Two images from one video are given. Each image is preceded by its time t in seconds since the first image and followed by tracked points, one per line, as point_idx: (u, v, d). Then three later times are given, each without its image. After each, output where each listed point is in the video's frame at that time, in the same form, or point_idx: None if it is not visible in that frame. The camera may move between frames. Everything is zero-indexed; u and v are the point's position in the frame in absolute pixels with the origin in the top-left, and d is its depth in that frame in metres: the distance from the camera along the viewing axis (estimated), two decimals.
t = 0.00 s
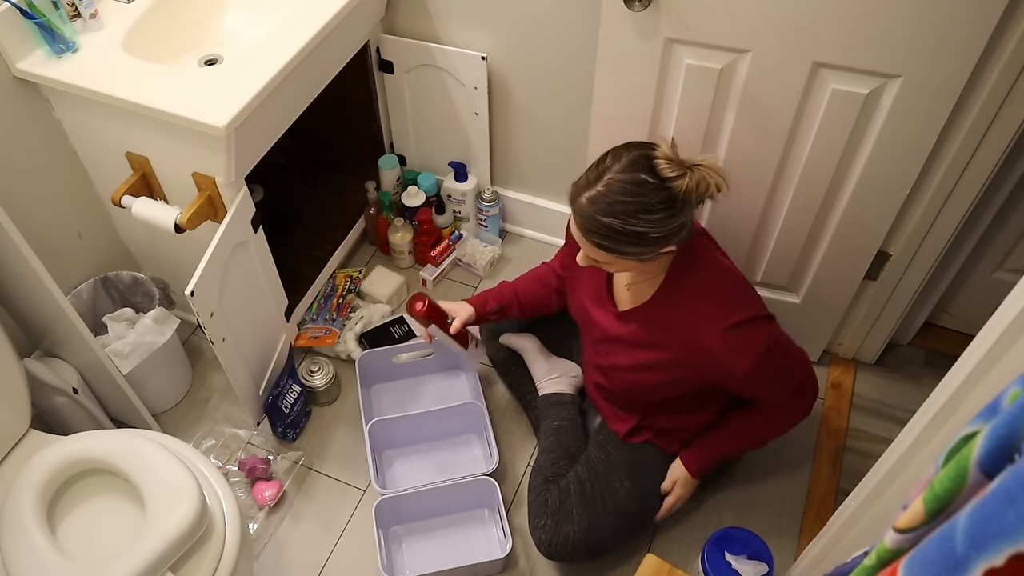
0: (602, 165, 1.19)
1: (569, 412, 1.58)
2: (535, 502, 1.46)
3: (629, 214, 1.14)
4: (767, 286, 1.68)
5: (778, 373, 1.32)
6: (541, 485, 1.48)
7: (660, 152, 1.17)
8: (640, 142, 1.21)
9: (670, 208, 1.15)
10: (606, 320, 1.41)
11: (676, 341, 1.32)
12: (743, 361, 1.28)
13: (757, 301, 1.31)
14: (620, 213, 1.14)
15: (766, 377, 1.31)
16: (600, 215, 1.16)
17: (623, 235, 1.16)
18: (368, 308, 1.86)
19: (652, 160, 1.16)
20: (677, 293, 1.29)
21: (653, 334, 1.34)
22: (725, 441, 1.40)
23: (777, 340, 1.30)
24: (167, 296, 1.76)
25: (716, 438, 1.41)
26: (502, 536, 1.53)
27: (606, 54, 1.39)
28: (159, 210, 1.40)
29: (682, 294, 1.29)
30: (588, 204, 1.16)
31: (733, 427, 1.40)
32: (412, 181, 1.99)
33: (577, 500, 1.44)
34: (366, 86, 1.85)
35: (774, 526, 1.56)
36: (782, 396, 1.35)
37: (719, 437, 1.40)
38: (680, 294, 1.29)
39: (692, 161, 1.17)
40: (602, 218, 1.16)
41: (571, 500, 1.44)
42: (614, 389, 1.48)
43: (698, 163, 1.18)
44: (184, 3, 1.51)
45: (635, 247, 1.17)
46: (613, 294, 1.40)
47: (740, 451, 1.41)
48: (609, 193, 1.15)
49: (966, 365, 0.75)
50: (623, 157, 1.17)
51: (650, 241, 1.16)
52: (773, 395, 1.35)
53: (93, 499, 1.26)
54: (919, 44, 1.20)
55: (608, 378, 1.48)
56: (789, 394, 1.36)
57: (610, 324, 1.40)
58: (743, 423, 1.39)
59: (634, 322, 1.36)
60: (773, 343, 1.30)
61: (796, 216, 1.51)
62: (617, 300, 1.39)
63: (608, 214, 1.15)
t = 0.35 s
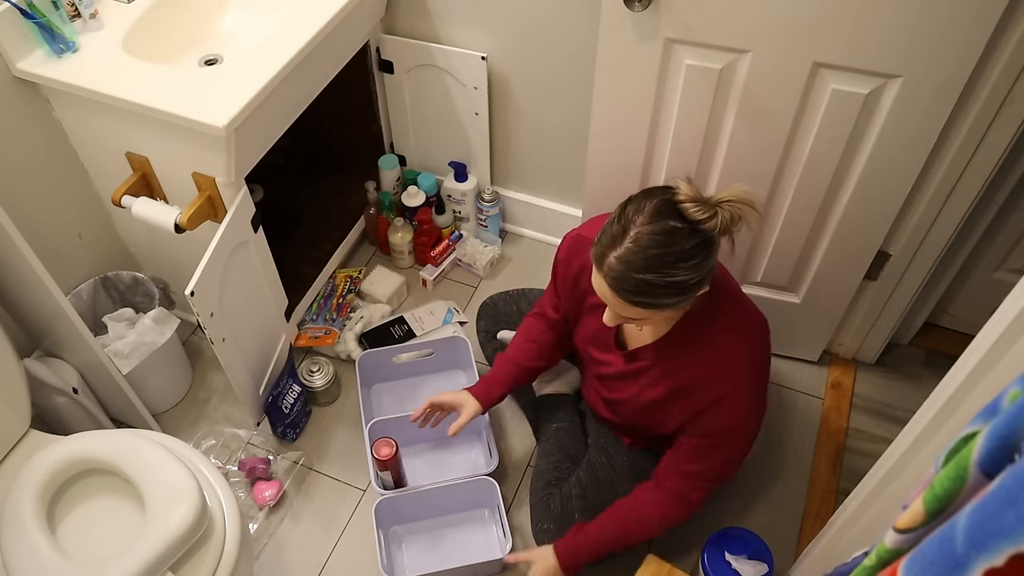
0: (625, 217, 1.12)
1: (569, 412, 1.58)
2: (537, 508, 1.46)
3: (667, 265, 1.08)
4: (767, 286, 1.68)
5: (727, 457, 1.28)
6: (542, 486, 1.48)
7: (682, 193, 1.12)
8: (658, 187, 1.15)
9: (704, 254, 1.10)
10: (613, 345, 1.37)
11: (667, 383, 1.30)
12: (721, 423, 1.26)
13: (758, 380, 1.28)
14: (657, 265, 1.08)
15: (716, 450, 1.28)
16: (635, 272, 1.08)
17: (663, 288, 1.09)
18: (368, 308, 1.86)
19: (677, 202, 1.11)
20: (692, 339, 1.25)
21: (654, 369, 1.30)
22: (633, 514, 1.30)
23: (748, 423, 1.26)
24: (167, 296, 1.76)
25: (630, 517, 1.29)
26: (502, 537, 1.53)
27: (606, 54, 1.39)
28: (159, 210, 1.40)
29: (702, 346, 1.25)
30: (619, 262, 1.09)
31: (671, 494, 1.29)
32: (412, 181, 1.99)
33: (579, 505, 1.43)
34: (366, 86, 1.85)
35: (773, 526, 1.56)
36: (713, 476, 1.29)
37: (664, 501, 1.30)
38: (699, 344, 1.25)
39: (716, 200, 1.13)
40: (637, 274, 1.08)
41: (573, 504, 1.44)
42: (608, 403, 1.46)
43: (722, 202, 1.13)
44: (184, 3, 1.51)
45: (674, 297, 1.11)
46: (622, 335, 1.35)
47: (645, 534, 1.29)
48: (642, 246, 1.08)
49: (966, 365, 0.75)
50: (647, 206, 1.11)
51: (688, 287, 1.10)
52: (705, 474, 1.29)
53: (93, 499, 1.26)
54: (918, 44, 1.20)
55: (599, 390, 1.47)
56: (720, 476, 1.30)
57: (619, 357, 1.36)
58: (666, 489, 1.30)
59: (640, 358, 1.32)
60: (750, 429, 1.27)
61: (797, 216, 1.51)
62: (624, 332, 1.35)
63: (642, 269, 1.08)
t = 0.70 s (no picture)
0: (616, 165, 1.13)
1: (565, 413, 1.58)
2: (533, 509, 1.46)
3: (659, 203, 1.08)
4: (766, 286, 1.69)
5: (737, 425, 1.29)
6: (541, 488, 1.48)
7: (672, 140, 1.14)
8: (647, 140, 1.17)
9: (695, 193, 1.10)
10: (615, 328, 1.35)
11: (672, 351, 1.28)
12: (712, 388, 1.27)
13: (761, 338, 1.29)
14: (650, 202, 1.07)
15: (726, 412, 1.28)
16: (629, 211, 1.08)
17: (657, 229, 1.08)
18: (368, 309, 1.86)
19: (668, 148, 1.12)
20: (689, 306, 1.25)
21: (658, 348, 1.28)
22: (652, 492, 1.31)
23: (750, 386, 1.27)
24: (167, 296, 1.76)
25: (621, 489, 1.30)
26: (502, 537, 1.52)
27: (606, 54, 1.39)
28: (159, 210, 1.40)
29: (705, 312, 1.24)
30: (613, 204, 1.09)
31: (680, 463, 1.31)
32: (412, 181, 1.99)
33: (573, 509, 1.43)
34: (366, 86, 1.85)
35: (773, 526, 1.56)
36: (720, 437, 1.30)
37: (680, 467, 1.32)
38: (704, 306, 1.25)
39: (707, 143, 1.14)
40: (631, 214, 1.08)
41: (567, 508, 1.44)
42: (617, 401, 1.42)
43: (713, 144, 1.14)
44: (184, 3, 1.51)
45: (669, 241, 1.10)
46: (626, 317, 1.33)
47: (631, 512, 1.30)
48: (634, 184, 1.08)
49: (966, 365, 0.76)
50: (637, 150, 1.12)
51: (683, 228, 1.10)
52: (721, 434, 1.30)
53: (93, 499, 1.26)
54: (918, 44, 1.20)
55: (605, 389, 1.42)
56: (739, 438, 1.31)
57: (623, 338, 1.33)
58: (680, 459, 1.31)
59: (644, 338, 1.29)
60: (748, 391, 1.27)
61: (797, 217, 1.51)
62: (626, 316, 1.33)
63: (635, 208, 1.08)
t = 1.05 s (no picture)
0: (646, 234, 1.11)
1: (565, 413, 1.58)
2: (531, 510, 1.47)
3: (681, 290, 1.06)
4: (767, 286, 1.68)
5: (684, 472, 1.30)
6: (541, 489, 1.48)
7: (710, 220, 1.09)
8: (685, 209, 1.13)
9: (722, 285, 1.08)
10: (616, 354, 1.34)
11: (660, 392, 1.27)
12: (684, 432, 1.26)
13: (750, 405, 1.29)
14: (671, 288, 1.06)
15: (685, 461, 1.28)
16: (648, 292, 1.07)
17: (674, 312, 1.08)
18: (368, 308, 1.86)
19: (703, 232, 1.08)
20: (694, 359, 1.23)
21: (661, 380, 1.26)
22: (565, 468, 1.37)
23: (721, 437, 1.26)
24: (167, 296, 1.76)
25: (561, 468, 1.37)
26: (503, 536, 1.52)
27: (606, 55, 1.39)
28: (159, 210, 1.40)
29: (706, 362, 1.23)
30: (634, 279, 1.08)
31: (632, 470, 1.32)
32: (412, 181, 1.99)
33: (572, 510, 1.44)
34: (366, 86, 1.85)
35: (773, 526, 1.56)
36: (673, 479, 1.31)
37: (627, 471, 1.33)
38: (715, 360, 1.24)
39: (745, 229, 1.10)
40: (650, 294, 1.07)
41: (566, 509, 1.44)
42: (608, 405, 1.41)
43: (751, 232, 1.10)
44: (184, 3, 1.51)
45: (683, 322, 1.09)
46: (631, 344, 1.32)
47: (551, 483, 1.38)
48: (658, 266, 1.06)
49: (966, 365, 0.76)
50: (670, 226, 1.09)
51: (701, 314, 1.09)
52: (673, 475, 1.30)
53: (93, 499, 1.26)
54: (918, 43, 1.20)
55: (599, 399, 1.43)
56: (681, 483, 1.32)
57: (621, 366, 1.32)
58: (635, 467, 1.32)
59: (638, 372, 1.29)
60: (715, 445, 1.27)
61: (797, 216, 1.51)
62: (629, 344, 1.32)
63: (655, 291, 1.07)
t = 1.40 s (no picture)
0: (571, 334, 1.00)
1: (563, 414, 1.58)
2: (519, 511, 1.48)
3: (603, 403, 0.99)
4: (767, 286, 1.69)
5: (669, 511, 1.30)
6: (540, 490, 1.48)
7: (631, 326, 0.98)
8: (608, 305, 1.02)
9: (645, 391, 1.00)
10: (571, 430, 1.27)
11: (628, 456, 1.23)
12: (655, 484, 1.25)
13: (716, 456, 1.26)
14: (595, 399, 0.99)
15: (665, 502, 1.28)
16: (570, 409, 1.01)
17: (600, 420, 1.01)
18: (368, 308, 1.86)
19: (623, 346, 0.97)
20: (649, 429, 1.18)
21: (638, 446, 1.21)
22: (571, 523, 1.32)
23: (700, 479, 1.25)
24: (167, 296, 1.76)
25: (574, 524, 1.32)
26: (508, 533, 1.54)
27: (606, 55, 1.39)
28: (159, 210, 1.40)
29: (669, 434, 1.18)
30: (556, 392, 1.01)
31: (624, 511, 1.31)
32: (412, 181, 1.99)
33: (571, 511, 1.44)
34: (366, 86, 1.85)
35: (773, 527, 1.56)
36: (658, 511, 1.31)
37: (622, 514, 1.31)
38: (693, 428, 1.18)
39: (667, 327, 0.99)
40: (573, 408, 1.00)
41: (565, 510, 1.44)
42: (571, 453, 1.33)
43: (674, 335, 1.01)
44: (184, 4, 1.51)
45: (609, 427, 1.03)
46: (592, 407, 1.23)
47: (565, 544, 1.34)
48: (579, 380, 0.98)
49: (966, 365, 0.76)
50: (592, 330, 0.98)
51: (626, 417, 1.02)
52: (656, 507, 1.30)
53: (93, 500, 1.26)
54: (918, 43, 1.20)
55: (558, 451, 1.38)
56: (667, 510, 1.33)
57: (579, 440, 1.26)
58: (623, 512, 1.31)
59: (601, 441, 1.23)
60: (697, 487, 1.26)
61: (797, 217, 1.51)
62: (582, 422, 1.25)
63: (579, 407, 1.00)
